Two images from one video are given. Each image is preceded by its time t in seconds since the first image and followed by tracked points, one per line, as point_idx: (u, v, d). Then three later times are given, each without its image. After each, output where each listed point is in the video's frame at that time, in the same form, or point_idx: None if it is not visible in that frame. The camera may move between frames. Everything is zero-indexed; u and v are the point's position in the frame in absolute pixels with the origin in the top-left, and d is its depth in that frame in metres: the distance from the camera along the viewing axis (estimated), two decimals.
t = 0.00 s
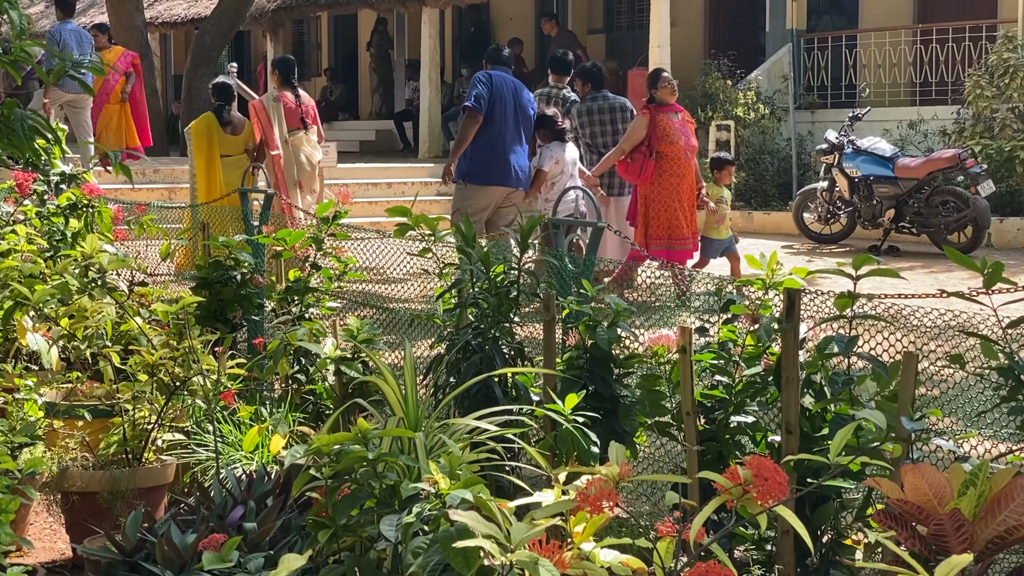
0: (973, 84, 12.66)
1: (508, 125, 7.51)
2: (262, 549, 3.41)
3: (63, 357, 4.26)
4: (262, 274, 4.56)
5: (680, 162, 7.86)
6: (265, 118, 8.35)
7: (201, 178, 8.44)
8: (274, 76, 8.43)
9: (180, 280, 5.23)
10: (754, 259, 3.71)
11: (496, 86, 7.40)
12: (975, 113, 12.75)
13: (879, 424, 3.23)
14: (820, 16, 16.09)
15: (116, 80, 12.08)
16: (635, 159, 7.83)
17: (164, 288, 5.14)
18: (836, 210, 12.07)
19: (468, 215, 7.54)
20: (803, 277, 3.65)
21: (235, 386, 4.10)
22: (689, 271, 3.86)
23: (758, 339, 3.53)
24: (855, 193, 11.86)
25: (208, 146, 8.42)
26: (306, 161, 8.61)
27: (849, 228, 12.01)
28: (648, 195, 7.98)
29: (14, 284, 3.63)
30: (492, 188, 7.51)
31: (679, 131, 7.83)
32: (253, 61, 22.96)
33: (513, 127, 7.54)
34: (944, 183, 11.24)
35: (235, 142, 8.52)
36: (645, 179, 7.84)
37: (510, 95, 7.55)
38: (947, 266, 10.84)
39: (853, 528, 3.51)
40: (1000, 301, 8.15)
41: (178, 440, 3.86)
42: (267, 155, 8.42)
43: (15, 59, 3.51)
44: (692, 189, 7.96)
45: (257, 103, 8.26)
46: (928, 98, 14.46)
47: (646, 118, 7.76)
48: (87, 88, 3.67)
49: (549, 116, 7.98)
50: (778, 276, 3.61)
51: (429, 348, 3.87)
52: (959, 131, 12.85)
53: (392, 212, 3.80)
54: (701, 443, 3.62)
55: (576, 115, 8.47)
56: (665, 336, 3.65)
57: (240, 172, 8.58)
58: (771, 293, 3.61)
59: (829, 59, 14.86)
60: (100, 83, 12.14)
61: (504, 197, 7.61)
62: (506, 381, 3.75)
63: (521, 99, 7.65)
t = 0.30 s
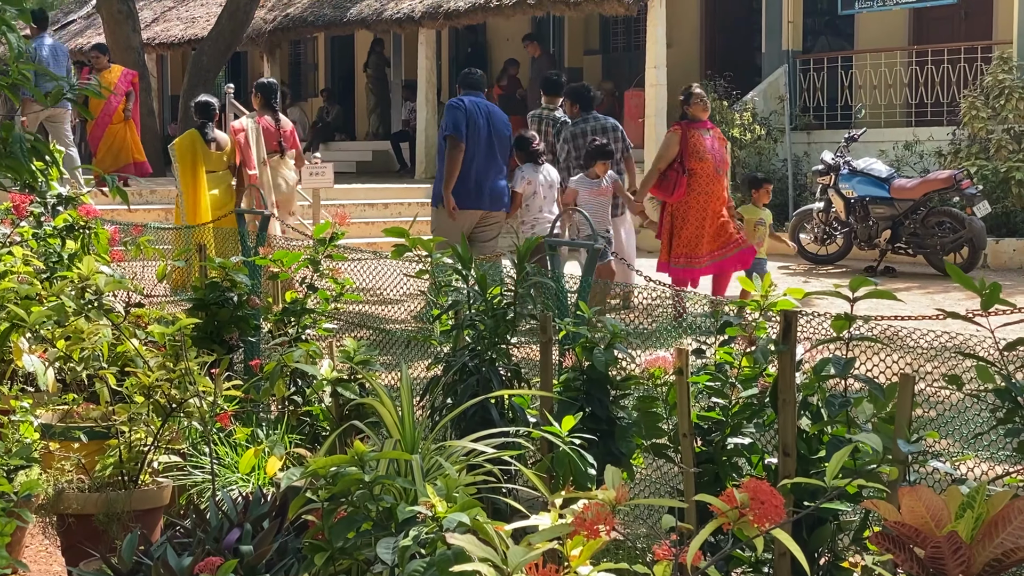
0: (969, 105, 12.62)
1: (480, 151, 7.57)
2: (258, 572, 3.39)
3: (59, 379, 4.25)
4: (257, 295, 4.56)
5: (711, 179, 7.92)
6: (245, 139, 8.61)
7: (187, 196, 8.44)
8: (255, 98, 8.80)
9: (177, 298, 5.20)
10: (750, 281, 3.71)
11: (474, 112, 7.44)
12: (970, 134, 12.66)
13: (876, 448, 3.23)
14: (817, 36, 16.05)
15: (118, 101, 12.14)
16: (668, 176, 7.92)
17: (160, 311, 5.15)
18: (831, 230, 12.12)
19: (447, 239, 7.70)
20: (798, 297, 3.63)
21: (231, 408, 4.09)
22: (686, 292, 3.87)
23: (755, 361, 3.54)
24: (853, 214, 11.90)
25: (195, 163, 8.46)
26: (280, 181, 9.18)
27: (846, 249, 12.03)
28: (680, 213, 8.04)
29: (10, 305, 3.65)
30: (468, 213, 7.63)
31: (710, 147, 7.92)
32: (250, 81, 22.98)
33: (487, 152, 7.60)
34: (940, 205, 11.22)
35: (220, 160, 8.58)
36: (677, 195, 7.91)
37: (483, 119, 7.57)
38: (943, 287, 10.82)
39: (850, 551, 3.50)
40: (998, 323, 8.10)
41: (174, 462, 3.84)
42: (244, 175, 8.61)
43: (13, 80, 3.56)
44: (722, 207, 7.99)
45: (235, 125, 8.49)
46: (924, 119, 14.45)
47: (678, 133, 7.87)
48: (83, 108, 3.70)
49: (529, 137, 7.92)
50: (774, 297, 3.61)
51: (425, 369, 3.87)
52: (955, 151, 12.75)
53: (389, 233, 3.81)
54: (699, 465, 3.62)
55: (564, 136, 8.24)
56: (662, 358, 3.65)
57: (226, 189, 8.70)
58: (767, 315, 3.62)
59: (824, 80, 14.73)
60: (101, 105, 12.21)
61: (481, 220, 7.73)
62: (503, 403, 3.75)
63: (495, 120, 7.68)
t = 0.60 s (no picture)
0: (964, 124, 12.65)
1: (443, 167, 7.62)
2: None
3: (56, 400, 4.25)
4: (254, 315, 4.57)
5: (749, 203, 7.70)
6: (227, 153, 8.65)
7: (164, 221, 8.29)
8: (241, 113, 8.68)
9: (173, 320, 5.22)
10: (748, 302, 3.71)
11: (425, 132, 7.53)
12: (967, 154, 12.70)
13: (874, 469, 3.22)
14: (813, 57, 16.15)
15: (125, 122, 12.23)
16: (703, 200, 7.73)
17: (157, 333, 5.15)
18: (827, 249, 12.15)
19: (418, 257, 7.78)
20: (797, 317, 3.60)
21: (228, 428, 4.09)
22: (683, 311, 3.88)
23: (752, 382, 3.54)
24: (849, 233, 11.92)
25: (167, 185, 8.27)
26: (262, 198, 8.88)
27: (842, 268, 12.07)
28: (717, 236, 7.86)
29: (8, 326, 3.66)
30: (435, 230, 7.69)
31: (749, 171, 7.67)
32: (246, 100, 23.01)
33: (450, 168, 7.63)
34: (936, 224, 11.23)
35: (191, 183, 8.60)
36: (713, 220, 7.73)
37: (441, 136, 7.59)
38: (940, 307, 10.83)
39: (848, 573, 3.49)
40: (996, 342, 8.09)
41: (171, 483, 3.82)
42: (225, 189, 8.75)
43: (10, 100, 3.55)
44: (760, 232, 7.78)
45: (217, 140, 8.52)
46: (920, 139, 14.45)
47: (716, 157, 7.62)
48: (81, 131, 3.71)
49: (514, 153, 8.23)
50: (773, 317, 3.62)
51: (422, 390, 3.88)
52: (951, 171, 12.75)
53: (387, 253, 3.82)
54: (696, 485, 3.61)
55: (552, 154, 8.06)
56: (659, 379, 3.65)
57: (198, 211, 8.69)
58: (766, 335, 3.62)
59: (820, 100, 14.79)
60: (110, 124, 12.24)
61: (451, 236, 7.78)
62: (500, 423, 3.75)
63: (462, 135, 7.69)
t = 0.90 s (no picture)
0: (961, 143, 12.69)
1: (416, 186, 7.77)
2: None
3: (52, 419, 4.28)
4: (252, 334, 4.59)
5: (784, 221, 7.01)
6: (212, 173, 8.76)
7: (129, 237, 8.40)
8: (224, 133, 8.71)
9: (171, 335, 5.21)
10: (744, 322, 3.72)
11: (393, 153, 7.71)
12: (963, 172, 12.74)
13: (869, 488, 3.23)
14: (809, 76, 16.24)
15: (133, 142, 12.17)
16: (736, 215, 7.06)
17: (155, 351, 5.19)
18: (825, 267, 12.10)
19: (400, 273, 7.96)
20: (791, 336, 3.64)
21: (225, 448, 4.08)
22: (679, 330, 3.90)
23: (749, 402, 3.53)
24: (845, 251, 11.90)
25: (134, 199, 8.45)
26: (248, 218, 8.74)
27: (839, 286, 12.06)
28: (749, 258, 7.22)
29: (5, 345, 3.67)
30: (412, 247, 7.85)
31: (784, 187, 7.01)
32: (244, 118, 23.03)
33: (423, 186, 7.79)
34: (932, 242, 11.25)
35: (160, 198, 8.62)
36: (744, 239, 7.08)
37: (410, 157, 7.75)
38: (937, 325, 10.84)
39: None
40: (993, 362, 8.08)
41: (167, 502, 3.82)
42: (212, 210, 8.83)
43: (8, 121, 3.57)
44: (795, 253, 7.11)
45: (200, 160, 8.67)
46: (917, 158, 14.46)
47: (748, 173, 7.01)
48: (79, 150, 3.73)
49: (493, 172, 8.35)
50: (770, 338, 3.63)
51: (420, 409, 3.90)
52: (947, 190, 12.79)
53: (383, 273, 3.84)
54: (692, 505, 3.61)
55: (547, 173, 8.11)
56: (656, 399, 3.67)
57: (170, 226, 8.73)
58: (763, 354, 3.62)
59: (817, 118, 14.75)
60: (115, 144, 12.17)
61: (429, 252, 7.92)
62: (497, 443, 3.76)
63: (433, 154, 7.83)
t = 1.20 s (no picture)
0: (958, 160, 12.72)
1: (403, 204, 7.84)
2: None
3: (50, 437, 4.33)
4: (250, 352, 4.61)
5: (818, 246, 7.00)
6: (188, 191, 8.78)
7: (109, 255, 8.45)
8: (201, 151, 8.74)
9: (165, 363, 5.18)
10: (740, 337, 3.65)
11: (382, 168, 7.78)
12: (960, 190, 12.77)
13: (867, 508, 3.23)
14: (807, 93, 16.23)
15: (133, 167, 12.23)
16: (770, 242, 7.07)
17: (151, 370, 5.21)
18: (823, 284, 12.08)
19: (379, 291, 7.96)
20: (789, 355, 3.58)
21: (222, 467, 4.06)
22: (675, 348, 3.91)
23: (746, 421, 3.52)
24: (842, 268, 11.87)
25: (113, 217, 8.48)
26: (225, 234, 8.85)
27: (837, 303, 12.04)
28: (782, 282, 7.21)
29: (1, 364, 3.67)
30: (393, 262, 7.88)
31: (818, 211, 6.99)
32: (242, 136, 23.03)
33: (409, 203, 7.85)
34: (930, 259, 11.23)
35: (140, 217, 8.64)
36: (778, 265, 7.08)
37: (399, 173, 7.83)
38: (936, 343, 10.84)
39: None
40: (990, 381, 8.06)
41: (165, 521, 3.82)
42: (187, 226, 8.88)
43: (7, 139, 3.56)
44: (830, 277, 7.08)
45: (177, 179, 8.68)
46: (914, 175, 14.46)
47: (779, 199, 7.01)
48: (76, 168, 3.73)
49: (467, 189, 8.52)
50: (766, 356, 3.56)
51: (417, 428, 3.91)
52: (944, 208, 12.80)
53: (380, 291, 3.88)
54: (691, 524, 3.59)
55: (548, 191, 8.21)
56: (653, 417, 3.66)
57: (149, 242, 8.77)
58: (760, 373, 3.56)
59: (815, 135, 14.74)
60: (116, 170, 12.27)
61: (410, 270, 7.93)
62: (494, 461, 3.75)
63: (419, 172, 7.92)
